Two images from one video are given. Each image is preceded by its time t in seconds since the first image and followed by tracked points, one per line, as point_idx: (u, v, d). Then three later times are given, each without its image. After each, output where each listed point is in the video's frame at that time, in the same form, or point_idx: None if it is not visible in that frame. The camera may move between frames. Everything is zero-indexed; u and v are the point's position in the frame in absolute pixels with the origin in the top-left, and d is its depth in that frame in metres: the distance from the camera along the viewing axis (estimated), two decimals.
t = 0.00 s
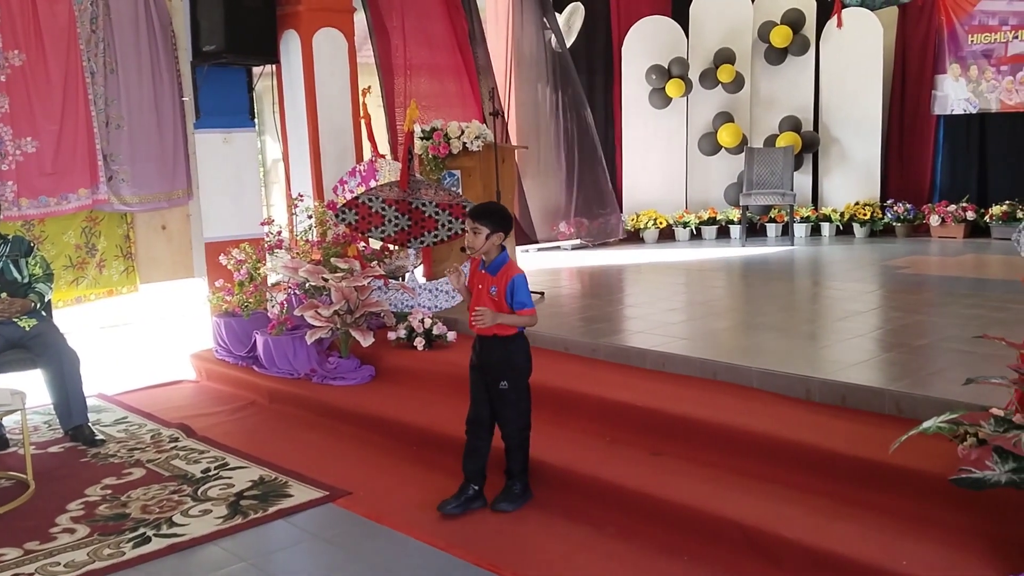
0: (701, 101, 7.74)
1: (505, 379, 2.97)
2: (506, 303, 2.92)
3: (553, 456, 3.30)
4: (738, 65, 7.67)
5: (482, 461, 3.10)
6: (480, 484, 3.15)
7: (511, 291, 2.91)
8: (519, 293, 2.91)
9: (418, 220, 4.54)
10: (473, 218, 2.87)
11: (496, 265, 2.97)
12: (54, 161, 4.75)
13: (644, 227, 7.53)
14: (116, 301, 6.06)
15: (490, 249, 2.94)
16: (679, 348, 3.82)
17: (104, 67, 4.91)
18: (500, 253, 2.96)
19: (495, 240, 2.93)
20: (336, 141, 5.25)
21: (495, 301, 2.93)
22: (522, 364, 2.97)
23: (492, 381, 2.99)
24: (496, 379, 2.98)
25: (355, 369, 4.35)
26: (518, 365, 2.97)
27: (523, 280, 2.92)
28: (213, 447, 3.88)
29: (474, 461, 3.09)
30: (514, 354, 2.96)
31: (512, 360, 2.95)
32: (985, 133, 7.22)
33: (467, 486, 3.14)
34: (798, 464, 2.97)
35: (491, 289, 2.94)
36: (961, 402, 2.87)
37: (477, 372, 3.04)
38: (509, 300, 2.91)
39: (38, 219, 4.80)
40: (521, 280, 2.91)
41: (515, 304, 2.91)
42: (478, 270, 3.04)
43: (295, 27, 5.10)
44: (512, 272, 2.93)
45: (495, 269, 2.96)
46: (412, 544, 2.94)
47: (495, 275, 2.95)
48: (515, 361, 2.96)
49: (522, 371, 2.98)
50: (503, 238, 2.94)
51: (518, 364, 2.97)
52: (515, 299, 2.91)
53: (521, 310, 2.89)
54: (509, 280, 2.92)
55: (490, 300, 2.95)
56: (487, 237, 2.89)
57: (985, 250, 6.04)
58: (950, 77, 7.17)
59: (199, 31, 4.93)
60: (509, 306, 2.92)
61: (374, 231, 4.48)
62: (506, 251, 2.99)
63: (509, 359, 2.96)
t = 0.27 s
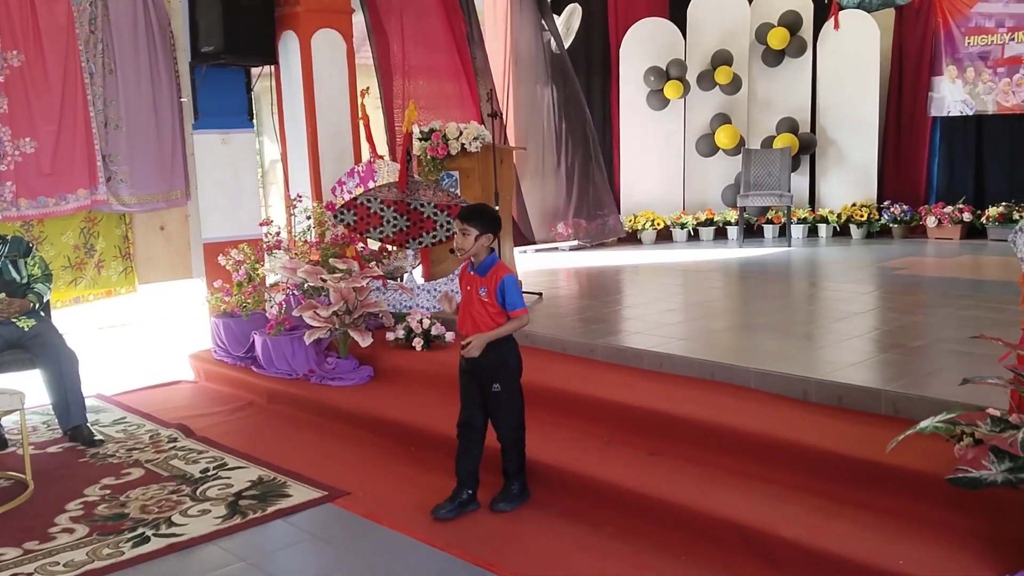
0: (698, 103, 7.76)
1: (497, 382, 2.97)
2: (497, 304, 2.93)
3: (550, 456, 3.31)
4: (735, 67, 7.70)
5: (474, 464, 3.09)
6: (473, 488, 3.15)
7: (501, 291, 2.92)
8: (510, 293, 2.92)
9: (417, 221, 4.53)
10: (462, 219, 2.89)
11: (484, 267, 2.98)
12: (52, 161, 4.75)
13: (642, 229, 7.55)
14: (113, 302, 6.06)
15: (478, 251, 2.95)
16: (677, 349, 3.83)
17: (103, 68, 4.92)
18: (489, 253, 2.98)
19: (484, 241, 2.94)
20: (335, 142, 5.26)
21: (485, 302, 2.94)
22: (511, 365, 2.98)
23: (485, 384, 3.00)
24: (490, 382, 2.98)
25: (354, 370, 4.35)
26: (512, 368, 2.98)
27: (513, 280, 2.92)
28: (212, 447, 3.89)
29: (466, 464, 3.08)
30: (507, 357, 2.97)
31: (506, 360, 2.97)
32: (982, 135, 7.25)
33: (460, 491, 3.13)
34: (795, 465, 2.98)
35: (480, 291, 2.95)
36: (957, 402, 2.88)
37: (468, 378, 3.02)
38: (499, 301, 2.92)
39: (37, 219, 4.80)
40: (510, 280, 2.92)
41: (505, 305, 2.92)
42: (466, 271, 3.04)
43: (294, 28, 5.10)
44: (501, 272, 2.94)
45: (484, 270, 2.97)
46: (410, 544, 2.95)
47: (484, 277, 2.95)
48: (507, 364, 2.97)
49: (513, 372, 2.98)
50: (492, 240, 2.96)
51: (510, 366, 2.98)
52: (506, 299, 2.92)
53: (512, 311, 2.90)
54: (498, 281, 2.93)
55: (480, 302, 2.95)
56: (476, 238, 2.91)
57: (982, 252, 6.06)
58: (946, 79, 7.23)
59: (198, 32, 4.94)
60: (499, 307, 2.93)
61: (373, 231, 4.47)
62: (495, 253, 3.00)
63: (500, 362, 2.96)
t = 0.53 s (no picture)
0: (697, 105, 7.75)
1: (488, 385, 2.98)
2: (482, 306, 2.93)
3: (550, 458, 3.31)
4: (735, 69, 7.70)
5: (472, 466, 3.10)
6: (472, 490, 3.15)
7: (486, 293, 2.92)
8: (494, 295, 2.92)
9: (416, 224, 4.45)
10: (441, 223, 2.87)
11: (466, 270, 2.97)
12: (52, 163, 4.76)
13: (642, 230, 7.55)
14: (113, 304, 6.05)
15: (458, 254, 2.94)
16: (676, 351, 3.83)
17: (103, 70, 4.92)
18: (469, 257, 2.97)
19: (464, 244, 2.93)
20: (334, 143, 5.26)
21: (470, 306, 2.93)
22: (501, 369, 2.99)
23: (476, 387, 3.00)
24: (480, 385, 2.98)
25: (353, 371, 4.35)
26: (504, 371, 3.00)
27: (497, 281, 2.93)
28: (212, 449, 3.89)
29: (463, 466, 3.09)
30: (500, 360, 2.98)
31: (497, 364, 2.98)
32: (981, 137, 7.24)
33: (460, 493, 3.13)
34: (795, 466, 2.98)
35: (465, 294, 2.93)
36: (956, 404, 2.89)
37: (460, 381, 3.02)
38: (485, 303, 2.92)
39: (37, 221, 4.80)
40: (494, 281, 2.92)
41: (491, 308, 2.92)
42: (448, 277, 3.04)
43: (293, 30, 5.10)
44: (484, 274, 2.93)
45: (466, 273, 2.96)
46: (410, 546, 2.95)
47: (467, 281, 2.95)
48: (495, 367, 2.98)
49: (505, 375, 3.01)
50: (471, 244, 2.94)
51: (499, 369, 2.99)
52: (491, 301, 2.91)
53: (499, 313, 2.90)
54: (482, 283, 2.92)
55: (466, 306, 2.94)
56: (455, 242, 2.91)
57: (981, 254, 6.06)
58: (945, 81, 7.24)
59: (198, 33, 4.94)
60: (485, 309, 2.93)
61: (372, 234, 4.42)
62: (475, 255, 2.99)
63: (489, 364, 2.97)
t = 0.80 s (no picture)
0: (698, 108, 7.74)
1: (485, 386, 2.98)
2: (470, 311, 2.93)
3: (551, 460, 3.31)
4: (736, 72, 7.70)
5: (473, 468, 3.10)
6: (474, 493, 3.15)
7: (472, 297, 2.91)
8: (481, 299, 2.91)
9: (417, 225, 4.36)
10: (424, 230, 2.86)
11: (451, 275, 2.96)
12: (54, 165, 4.76)
13: (643, 232, 7.47)
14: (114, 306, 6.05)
15: (443, 259, 2.93)
16: (677, 354, 3.83)
17: (105, 72, 4.94)
18: (454, 261, 2.96)
19: (448, 249, 2.92)
20: (335, 146, 5.26)
21: (458, 311, 2.93)
22: (497, 370, 3.00)
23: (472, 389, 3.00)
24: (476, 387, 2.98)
25: (354, 373, 4.35)
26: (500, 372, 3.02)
27: (482, 285, 2.92)
28: (213, 451, 3.89)
29: (464, 469, 3.09)
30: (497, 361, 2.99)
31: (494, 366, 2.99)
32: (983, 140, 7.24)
33: (460, 496, 3.13)
34: (796, 469, 2.98)
35: (452, 300, 2.94)
36: (958, 406, 2.88)
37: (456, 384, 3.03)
38: (472, 308, 2.92)
39: (39, 223, 4.81)
40: (480, 285, 2.91)
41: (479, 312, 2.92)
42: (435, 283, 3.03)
43: (295, 33, 5.11)
44: (470, 278, 2.93)
45: (452, 278, 2.96)
46: (411, 548, 2.95)
47: (453, 286, 2.94)
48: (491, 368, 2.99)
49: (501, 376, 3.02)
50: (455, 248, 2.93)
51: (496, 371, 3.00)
52: (477, 306, 2.91)
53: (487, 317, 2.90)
54: (468, 287, 2.92)
55: (454, 311, 2.94)
56: (439, 247, 2.88)
57: (982, 256, 6.06)
58: (946, 84, 7.21)
59: (199, 36, 4.93)
60: (473, 314, 2.93)
61: (374, 235, 4.38)
62: (459, 259, 2.98)
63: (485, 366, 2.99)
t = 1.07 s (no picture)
0: (701, 111, 7.75)
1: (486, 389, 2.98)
2: (468, 315, 2.93)
3: (554, 464, 3.32)
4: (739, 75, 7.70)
5: (475, 471, 3.10)
6: (476, 495, 3.15)
7: (470, 302, 2.92)
8: (478, 303, 2.92)
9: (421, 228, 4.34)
10: (420, 236, 2.86)
11: (448, 280, 2.97)
12: (59, 167, 4.77)
13: (646, 236, 7.54)
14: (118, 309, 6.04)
15: (440, 264, 2.94)
16: (680, 357, 3.83)
17: (109, 75, 4.95)
18: (451, 265, 2.96)
19: (445, 254, 2.93)
20: (339, 149, 5.27)
21: (457, 316, 2.94)
22: (497, 373, 3.01)
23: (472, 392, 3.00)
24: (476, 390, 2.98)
25: (357, 376, 4.36)
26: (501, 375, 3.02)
27: (479, 288, 2.92)
28: (216, 454, 3.90)
29: (466, 471, 3.09)
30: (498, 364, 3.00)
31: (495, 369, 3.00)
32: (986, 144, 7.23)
33: (463, 499, 3.14)
34: (799, 472, 2.98)
35: (450, 305, 2.94)
36: (961, 410, 2.89)
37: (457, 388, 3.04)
38: (470, 312, 2.93)
39: (43, 226, 4.82)
40: (477, 289, 2.92)
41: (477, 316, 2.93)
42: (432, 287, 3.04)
43: (299, 37, 5.12)
44: (467, 282, 2.93)
45: (449, 282, 2.96)
46: (414, 551, 2.95)
47: (450, 291, 2.95)
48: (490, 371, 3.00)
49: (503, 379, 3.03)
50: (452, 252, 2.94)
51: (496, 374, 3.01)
52: (475, 310, 2.92)
53: (485, 321, 2.91)
54: (466, 292, 2.93)
55: (452, 316, 2.95)
56: (435, 253, 2.89)
57: (985, 261, 6.06)
58: (949, 88, 7.21)
59: (204, 39, 4.96)
60: (471, 318, 2.94)
61: (377, 239, 4.41)
62: (456, 263, 2.99)
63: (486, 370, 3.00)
